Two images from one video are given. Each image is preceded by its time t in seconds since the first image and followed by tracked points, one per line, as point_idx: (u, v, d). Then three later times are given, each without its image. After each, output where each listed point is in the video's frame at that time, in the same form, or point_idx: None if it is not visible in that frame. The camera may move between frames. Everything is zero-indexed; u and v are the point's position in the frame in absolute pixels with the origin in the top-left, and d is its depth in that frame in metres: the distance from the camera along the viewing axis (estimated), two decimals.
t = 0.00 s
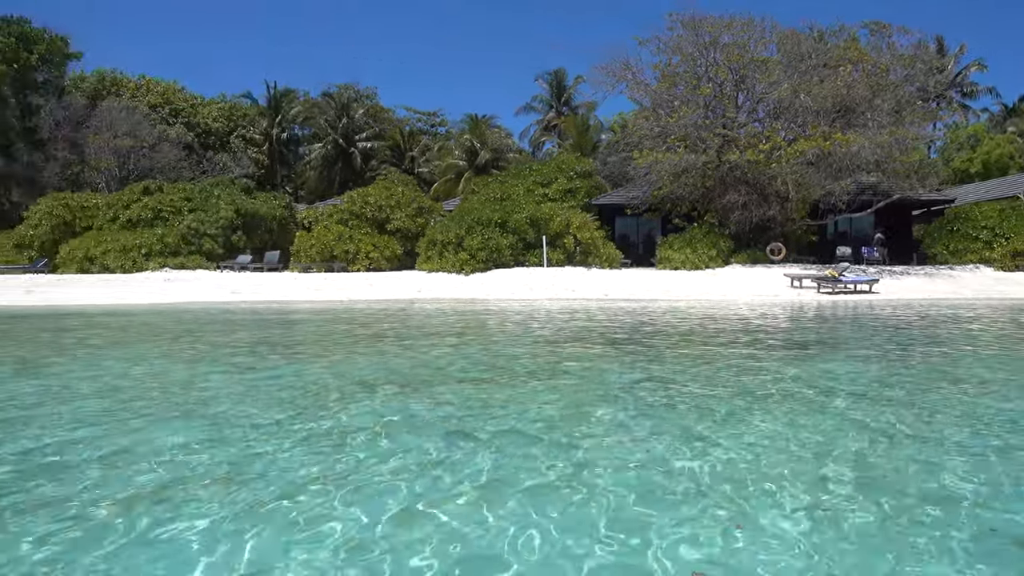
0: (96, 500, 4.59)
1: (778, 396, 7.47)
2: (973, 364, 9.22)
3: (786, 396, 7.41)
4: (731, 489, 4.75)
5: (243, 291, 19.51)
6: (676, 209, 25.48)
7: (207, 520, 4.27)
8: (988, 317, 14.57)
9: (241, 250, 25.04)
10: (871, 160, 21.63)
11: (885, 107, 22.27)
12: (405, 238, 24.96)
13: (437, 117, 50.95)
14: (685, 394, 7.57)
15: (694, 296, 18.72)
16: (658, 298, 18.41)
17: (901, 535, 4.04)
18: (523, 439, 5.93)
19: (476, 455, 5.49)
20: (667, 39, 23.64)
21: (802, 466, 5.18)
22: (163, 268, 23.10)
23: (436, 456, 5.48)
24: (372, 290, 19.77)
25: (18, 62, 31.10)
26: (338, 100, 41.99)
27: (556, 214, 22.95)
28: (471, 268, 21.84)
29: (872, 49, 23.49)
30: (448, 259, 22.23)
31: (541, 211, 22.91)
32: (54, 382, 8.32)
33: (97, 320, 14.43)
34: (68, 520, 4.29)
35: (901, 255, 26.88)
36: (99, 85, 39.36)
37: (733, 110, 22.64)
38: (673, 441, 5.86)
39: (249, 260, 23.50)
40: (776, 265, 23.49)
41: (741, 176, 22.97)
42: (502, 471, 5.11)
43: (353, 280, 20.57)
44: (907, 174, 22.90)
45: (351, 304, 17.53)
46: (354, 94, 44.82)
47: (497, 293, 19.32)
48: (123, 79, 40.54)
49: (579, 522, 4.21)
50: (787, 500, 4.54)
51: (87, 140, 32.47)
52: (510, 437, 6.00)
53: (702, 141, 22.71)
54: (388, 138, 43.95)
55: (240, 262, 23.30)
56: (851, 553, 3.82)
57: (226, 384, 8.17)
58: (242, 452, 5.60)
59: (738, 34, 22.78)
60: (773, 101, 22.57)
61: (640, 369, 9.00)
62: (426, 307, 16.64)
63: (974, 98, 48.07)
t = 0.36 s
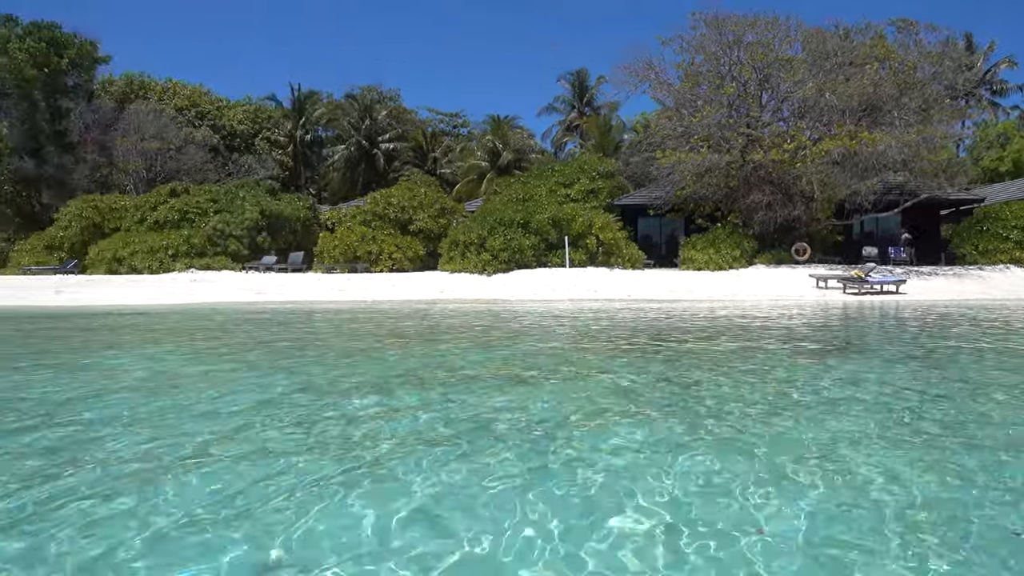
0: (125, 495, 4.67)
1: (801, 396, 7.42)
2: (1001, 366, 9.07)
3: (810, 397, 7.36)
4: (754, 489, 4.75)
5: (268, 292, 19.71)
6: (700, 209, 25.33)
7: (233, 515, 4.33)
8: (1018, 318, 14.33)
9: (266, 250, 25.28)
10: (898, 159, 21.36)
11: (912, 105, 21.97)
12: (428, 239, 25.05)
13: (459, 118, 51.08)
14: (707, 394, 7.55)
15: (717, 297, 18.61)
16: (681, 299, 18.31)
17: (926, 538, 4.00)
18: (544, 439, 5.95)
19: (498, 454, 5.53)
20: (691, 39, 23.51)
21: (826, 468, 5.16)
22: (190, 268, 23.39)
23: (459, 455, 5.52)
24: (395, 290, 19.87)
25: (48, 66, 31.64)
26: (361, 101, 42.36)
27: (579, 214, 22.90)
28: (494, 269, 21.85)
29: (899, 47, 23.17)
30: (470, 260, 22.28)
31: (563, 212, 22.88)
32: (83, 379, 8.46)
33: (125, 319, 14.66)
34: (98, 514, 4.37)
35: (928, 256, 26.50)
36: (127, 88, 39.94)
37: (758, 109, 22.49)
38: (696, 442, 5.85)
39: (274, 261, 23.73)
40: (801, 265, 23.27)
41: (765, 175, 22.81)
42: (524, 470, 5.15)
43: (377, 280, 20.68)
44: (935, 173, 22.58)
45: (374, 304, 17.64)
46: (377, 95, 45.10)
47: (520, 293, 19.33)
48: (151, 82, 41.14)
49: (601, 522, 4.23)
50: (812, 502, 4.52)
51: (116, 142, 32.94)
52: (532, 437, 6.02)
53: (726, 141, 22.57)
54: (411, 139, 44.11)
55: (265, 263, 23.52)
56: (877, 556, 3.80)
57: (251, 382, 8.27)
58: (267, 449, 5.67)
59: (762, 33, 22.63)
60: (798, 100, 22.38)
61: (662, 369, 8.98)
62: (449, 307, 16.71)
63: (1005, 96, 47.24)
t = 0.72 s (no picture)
0: (143, 497, 4.66)
1: (828, 399, 7.29)
2: None
3: (837, 399, 7.23)
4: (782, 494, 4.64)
5: (291, 293, 19.84)
6: (723, 209, 25.15)
7: (251, 519, 4.30)
8: None
9: (289, 251, 25.49)
10: (925, 158, 21.03)
11: (940, 103, 21.64)
12: (449, 239, 25.10)
13: (481, 119, 51.15)
14: (731, 396, 7.44)
15: (740, 297, 18.46)
16: (703, 299, 18.22)
17: (951, 545, 3.90)
18: (566, 442, 5.87)
19: (519, 457, 5.46)
20: (714, 38, 23.37)
21: (857, 473, 5.03)
22: (214, 269, 23.63)
23: (480, 458, 5.46)
24: (417, 291, 19.95)
25: (76, 70, 32.16)
26: (383, 103, 42.55)
27: (601, 214, 22.83)
28: (515, 269, 21.86)
29: (926, 44, 22.84)
30: (492, 260, 22.28)
31: (585, 212, 22.83)
32: (106, 380, 8.53)
33: (152, 319, 14.88)
34: (116, 516, 4.36)
35: (956, 255, 26.10)
36: (153, 91, 40.45)
37: (782, 108, 22.32)
38: (721, 445, 5.74)
39: (297, 262, 23.92)
40: (826, 266, 23.04)
41: (789, 175, 22.63)
42: (545, 474, 5.07)
43: (399, 281, 20.78)
44: (964, 171, 22.24)
45: (396, 305, 17.69)
46: (399, 97, 45.28)
47: (541, 294, 19.33)
48: (176, 85, 41.66)
49: (624, 528, 4.15)
50: (845, 508, 4.39)
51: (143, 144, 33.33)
52: (551, 438, 5.97)
53: (749, 140, 22.41)
54: (433, 140, 44.22)
55: (288, 264, 23.72)
56: (909, 566, 3.68)
57: (270, 382, 8.30)
58: (287, 451, 5.64)
59: (786, 31, 22.46)
60: (823, 98, 22.17)
61: (685, 371, 8.88)
62: (471, 308, 16.76)
63: None
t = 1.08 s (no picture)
0: (152, 499, 4.66)
1: (849, 402, 7.16)
2: None
3: (859, 403, 7.10)
4: (796, 501, 4.54)
5: (312, 293, 19.96)
6: (745, 209, 24.96)
7: (258, 522, 4.28)
8: None
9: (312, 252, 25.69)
10: (952, 156, 20.69)
11: (967, 101, 21.29)
12: (471, 240, 25.16)
13: (502, 120, 51.21)
14: (749, 398, 7.39)
15: (762, 298, 18.30)
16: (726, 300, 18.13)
17: (965, 545, 3.91)
18: (583, 441, 5.90)
19: (532, 460, 5.40)
20: (736, 37, 23.21)
21: (876, 479, 4.91)
22: (238, 270, 23.85)
23: (492, 458, 5.47)
24: (438, 291, 20.04)
25: (104, 74, 32.66)
26: (405, 104, 42.73)
27: (622, 214, 22.76)
28: (536, 269, 21.87)
29: (954, 41, 22.51)
30: (513, 261, 22.30)
31: (606, 213, 22.76)
32: (125, 380, 8.60)
33: (178, 319, 15.08)
34: (141, 511, 4.47)
35: (985, 256, 25.71)
36: (179, 94, 40.95)
37: (805, 107, 22.14)
38: (737, 449, 5.65)
39: (320, 262, 24.11)
40: (851, 266, 22.79)
41: (813, 174, 22.43)
42: (557, 478, 5.00)
43: (420, 281, 20.88)
44: (992, 171, 21.90)
45: (416, 306, 17.72)
46: (420, 98, 45.47)
47: (562, 294, 19.33)
48: (201, 88, 42.15)
49: (634, 535, 4.07)
50: (862, 516, 4.28)
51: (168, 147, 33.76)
52: (568, 437, 6.01)
53: (773, 140, 22.23)
54: (454, 141, 44.34)
55: (311, 264, 23.92)
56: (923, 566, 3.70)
57: (293, 381, 8.41)
58: (298, 453, 5.62)
59: (810, 29, 22.29)
60: (847, 97, 21.96)
61: (703, 372, 8.78)
62: (492, 308, 16.83)
63: None
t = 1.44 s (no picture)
0: (170, 497, 4.65)
1: (876, 404, 7.04)
2: None
3: (886, 404, 6.98)
4: (810, 499, 4.53)
5: (334, 293, 20.11)
6: (768, 209, 24.75)
7: (272, 521, 4.26)
8: None
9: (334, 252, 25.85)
10: (979, 154, 20.29)
11: (995, 99, 20.84)
12: (491, 240, 25.16)
13: (522, 120, 51.22)
14: (769, 398, 7.35)
15: (786, 298, 18.13)
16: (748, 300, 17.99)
17: (984, 543, 3.89)
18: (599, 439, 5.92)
19: (553, 461, 5.34)
20: (758, 35, 23.03)
21: (906, 483, 4.79)
22: (260, 270, 24.03)
23: (508, 456, 5.50)
24: (459, 291, 20.08)
25: (129, 77, 33.07)
26: (426, 105, 42.85)
27: (643, 214, 22.66)
28: (557, 270, 21.84)
29: (981, 38, 22.11)
30: (533, 262, 22.29)
31: (627, 213, 22.67)
32: (146, 379, 8.65)
33: (202, 319, 15.24)
34: (164, 503, 4.55)
35: (1013, 255, 25.30)
36: (202, 97, 41.38)
37: (829, 106, 21.91)
38: (761, 452, 5.55)
39: (341, 263, 24.26)
40: (875, 266, 22.53)
41: (837, 173, 22.20)
42: (578, 480, 4.94)
43: (442, 282, 20.93)
44: (1021, 169, 21.53)
45: (437, 306, 17.74)
46: (441, 99, 45.61)
47: (583, 294, 19.28)
48: (224, 90, 42.58)
49: (657, 539, 3.99)
50: (892, 521, 4.16)
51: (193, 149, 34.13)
52: (585, 436, 6.03)
53: (796, 139, 22.02)
54: (474, 141, 44.40)
55: (333, 265, 24.06)
56: (940, 561, 3.68)
57: (314, 380, 8.48)
58: (318, 453, 5.60)
59: (834, 27, 22.09)
60: (872, 95, 21.71)
61: (726, 373, 8.68)
62: (513, 308, 16.86)
63: None
